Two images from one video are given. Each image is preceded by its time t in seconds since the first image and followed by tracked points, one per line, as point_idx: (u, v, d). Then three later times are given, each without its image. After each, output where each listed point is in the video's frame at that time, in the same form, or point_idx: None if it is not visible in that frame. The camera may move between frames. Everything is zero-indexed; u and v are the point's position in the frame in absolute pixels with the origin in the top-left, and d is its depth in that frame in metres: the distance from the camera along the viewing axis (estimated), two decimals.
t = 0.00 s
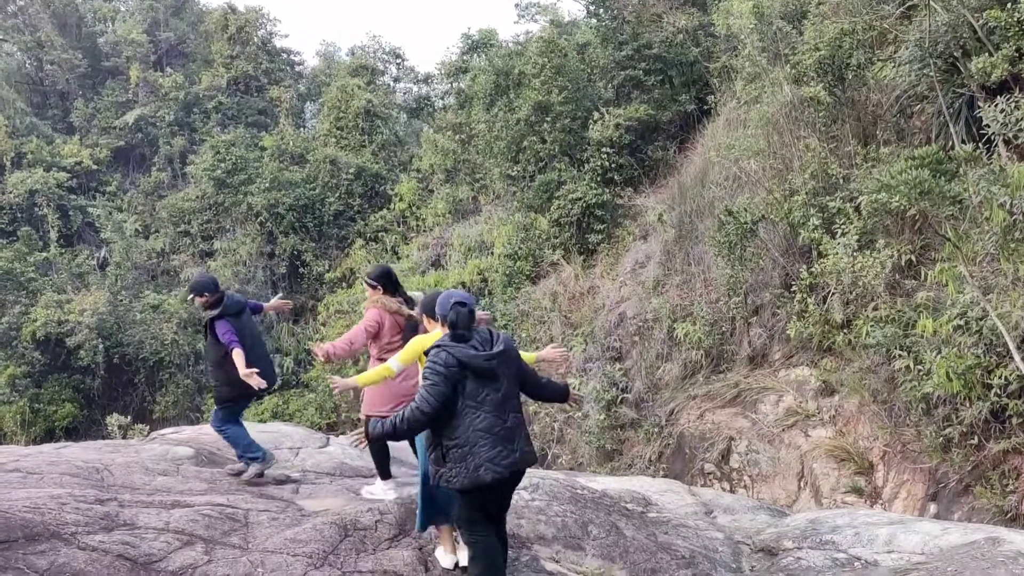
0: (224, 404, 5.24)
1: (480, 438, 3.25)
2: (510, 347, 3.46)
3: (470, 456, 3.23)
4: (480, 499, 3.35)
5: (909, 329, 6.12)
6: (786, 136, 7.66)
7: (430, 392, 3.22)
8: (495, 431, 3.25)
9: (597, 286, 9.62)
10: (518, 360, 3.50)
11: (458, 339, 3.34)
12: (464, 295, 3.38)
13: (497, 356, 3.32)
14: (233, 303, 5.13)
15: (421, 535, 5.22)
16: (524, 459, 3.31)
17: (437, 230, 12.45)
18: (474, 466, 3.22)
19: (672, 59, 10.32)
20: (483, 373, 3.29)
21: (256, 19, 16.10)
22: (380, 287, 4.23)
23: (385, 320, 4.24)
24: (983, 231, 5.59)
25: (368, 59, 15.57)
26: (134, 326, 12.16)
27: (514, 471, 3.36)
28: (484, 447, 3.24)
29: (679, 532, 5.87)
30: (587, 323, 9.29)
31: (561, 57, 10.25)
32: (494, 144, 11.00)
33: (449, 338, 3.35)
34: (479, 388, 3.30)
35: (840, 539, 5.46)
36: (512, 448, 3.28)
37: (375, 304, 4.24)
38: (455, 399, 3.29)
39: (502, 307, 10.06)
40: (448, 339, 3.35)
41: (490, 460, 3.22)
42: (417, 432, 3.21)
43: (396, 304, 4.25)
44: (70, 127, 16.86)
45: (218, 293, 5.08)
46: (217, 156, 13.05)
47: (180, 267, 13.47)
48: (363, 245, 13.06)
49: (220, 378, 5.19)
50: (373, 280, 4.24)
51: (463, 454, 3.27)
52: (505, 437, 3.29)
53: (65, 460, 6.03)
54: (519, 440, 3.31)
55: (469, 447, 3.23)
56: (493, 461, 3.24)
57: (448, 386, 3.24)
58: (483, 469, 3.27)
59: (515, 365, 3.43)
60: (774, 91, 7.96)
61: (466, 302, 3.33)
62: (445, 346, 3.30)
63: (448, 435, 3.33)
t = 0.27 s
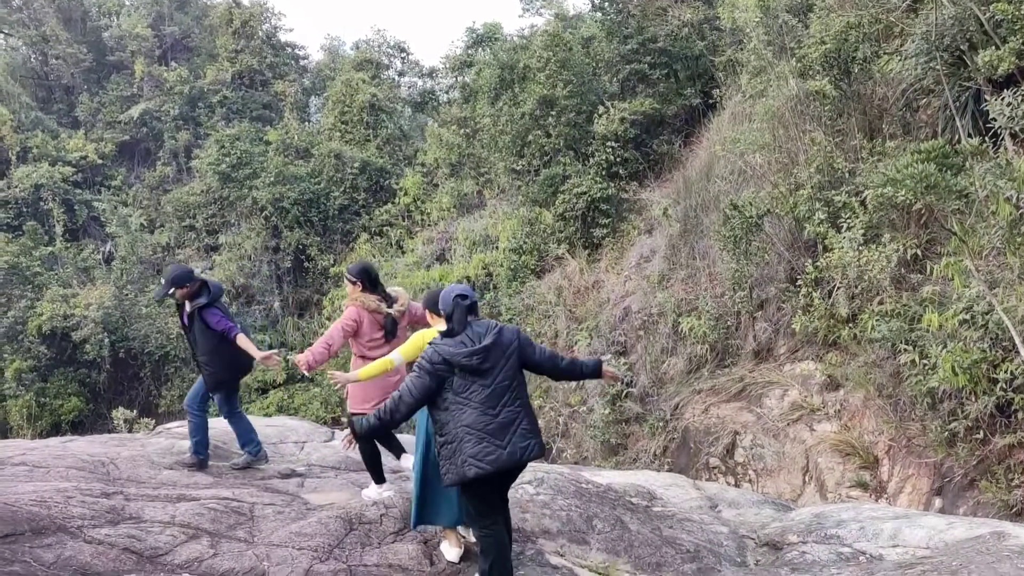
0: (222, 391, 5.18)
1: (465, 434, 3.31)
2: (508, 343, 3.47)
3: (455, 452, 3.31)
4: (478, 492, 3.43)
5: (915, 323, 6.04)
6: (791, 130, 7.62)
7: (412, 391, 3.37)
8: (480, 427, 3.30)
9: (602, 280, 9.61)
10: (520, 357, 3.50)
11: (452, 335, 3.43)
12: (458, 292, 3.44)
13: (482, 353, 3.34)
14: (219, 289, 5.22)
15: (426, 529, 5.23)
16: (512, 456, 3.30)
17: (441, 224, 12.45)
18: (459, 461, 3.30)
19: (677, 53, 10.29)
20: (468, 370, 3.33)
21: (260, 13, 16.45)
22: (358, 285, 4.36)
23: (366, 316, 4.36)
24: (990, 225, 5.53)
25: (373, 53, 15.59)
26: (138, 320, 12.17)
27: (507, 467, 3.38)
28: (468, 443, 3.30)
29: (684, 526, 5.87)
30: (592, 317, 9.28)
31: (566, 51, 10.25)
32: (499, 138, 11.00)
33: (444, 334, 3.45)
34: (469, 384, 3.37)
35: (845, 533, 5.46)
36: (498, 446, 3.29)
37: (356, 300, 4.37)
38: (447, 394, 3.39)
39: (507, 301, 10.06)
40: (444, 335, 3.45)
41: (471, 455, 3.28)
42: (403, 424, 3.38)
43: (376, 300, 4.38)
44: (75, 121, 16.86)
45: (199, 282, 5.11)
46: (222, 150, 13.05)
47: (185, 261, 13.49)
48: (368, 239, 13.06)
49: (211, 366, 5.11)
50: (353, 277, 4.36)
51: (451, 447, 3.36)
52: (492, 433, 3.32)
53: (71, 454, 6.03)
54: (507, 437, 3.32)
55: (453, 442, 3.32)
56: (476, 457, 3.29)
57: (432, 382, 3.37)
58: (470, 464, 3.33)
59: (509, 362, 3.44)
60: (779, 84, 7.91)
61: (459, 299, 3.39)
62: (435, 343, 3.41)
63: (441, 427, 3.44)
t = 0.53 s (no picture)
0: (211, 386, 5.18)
1: (465, 425, 3.37)
2: (520, 339, 3.47)
3: (454, 442, 3.39)
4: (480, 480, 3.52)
5: (928, 319, 6.01)
6: (802, 125, 7.59)
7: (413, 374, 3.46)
8: (480, 421, 3.36)
9: (613, 275, 9.60)
10: (532, 353, 3.50)
11: (466, 326, 3.49)
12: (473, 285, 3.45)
13: (485, 350, 3.38)
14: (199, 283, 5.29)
15: (437, 523, 5.24)
16: (508, 454, 3.33)
17: (452, 219, 12.45)
18: (457, 451, 3.38)
19: (688, 47, 10.26)
20: (472, 364, 3.39)
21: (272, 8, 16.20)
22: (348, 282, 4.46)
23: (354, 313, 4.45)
24: (1003, 220, 5.54)
25: (384, 48, 15.57)
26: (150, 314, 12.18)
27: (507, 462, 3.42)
28: (467, 435, 3.37)
29: (694, 521, 5.87)
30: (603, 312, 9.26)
31: (576, 45, 10.23)
32: (510, 133, 10.97)
33: (460, 325, 3.51)
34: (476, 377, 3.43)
35: (856, 529, 5.45)
36: (495, 441, 3.33)
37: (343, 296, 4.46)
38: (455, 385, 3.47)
39: (518, 296, 10.06)
40: (460, 327, 3.51)
41: (466, 447, 3.35)
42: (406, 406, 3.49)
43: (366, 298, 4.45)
44: (87, 117, 16.92)
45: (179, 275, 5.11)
46: (233, 145, 13.13)
47: (196, 256, 13.54)
48: (378, 234, 13.07)
49: (203, 361, 5.07)
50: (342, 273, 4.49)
51: (450, 435, 3.44)
52: (491, 428, 3.36)
53: (83, 447, 6.06)
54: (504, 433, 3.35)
55: (452, 432, 3.40)
56: (472, 450, 3.35)
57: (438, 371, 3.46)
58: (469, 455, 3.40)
59: (517, 359, 3.45)
60: (790, 79, 7.85)
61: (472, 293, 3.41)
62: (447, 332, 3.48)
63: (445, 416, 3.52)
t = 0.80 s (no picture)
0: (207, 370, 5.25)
1: (470, 409, 3.56)
2: (528, 332, 3.60)
3: (459, 423, 3.59)
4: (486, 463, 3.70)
5: (943, 315, 5.98)
6: (818, 120, 7.56)
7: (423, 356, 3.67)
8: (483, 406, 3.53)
9: (626, 271, 9.58)
10: (541, 346, 3.62)
11: (480, 315, 3.66)
12: (486, 277, 3.60)
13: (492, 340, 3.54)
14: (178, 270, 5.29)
15: (450, 518, 5.25)
16: (506, 441, 3.48)
17: (465, 215, 12.47)
18: (461, 433, 3.57)
19: (703, 42, 10.20)
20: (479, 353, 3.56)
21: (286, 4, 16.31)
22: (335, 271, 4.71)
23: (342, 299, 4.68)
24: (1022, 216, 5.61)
25: (398, 44, 15.59)
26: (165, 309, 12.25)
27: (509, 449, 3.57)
28: (470, 419, 3.55)
29: (707, 518, 5.85)
30: (616, 308, 9.24)
31: (590, 40, 10.18)
32: (524, 129, 10.97)
33: (476, 314, 3.68)
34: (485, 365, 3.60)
35: (870, 526, 5.43)
36: (495, 428, 3.49)
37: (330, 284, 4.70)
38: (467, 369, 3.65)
39: (531, 291, 10.06)
40: (476, 315, 3.67)
41: (466, 430, 3.53)
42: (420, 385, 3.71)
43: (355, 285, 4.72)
44: (103, 112, 17.00)
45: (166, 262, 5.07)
46: (247, 141, 13.10)
47: (211, 251, 13.60)
48: (392, 230, 13.09)
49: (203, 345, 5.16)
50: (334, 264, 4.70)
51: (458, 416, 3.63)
52: (493, 415, 3.52)
53: (99, 440, 6.11)
54: (504, 421, 3.50)
55: (457, 414, 3.59)
56: (473, 434, 3.53)
57: (448, 356, 3.66)
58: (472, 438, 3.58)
59: (524, 350, 3.59)
60: (806, 74, 7.80)
61: (483, 285, 3.56)
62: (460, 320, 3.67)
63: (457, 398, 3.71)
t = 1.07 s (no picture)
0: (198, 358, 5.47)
1: (470, 413, 3.63)
2: (528, 337, 3.63)
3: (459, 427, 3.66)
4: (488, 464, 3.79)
5: (960, 315, 5.96)
6: (834, 118, 7.55)
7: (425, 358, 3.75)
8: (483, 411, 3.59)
9: (640, 269, 9.55)
10: (541, 351, 3.65)
11: (481, 319, 3.69)
12: (487, 283, 3.61)
13: (490, 347, 3.57)
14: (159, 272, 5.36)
15: (463, 516, 5.25)
16: (505, 446, 3.54)
17: (479, 212, 12.48)
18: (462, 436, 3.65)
19: (718, 40, 10.13)
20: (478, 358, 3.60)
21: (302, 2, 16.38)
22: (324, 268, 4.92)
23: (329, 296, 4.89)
24: None
25: (412, 41, 15.62)
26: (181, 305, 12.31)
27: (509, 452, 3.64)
28: (469, 423, 3.62)
29: (720, 517, 5.83)
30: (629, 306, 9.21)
31: (604, 38, 10.15)
32: (538, 126, 10.97)
33: (477, 320, 3.71)
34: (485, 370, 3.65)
35: (885, 527, 5.40)
36: (494, 433, 3.56)
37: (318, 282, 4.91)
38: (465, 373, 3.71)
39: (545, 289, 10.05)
40: (477, 321, 3.70)
41: (467, 434, 3.60)
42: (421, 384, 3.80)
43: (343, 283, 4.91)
44: (120, 110, 17.11)
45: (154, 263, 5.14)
46: (262, 138, 13.27)
47: (227, 248, 13.67)
48: (406, 227, 13.11)
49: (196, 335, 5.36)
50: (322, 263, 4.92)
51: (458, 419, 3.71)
52: (492, 420, 3.58)
53: (116, 436, 6.16)
54: (504, 426, 3.56)
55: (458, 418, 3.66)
56: (473, 437, 3.60)
57: (448, 359, 3.72)
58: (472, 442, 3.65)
59: (523, 356, 3.62)
60: (822, 71, 7.76)
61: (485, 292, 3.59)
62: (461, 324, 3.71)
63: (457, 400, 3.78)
